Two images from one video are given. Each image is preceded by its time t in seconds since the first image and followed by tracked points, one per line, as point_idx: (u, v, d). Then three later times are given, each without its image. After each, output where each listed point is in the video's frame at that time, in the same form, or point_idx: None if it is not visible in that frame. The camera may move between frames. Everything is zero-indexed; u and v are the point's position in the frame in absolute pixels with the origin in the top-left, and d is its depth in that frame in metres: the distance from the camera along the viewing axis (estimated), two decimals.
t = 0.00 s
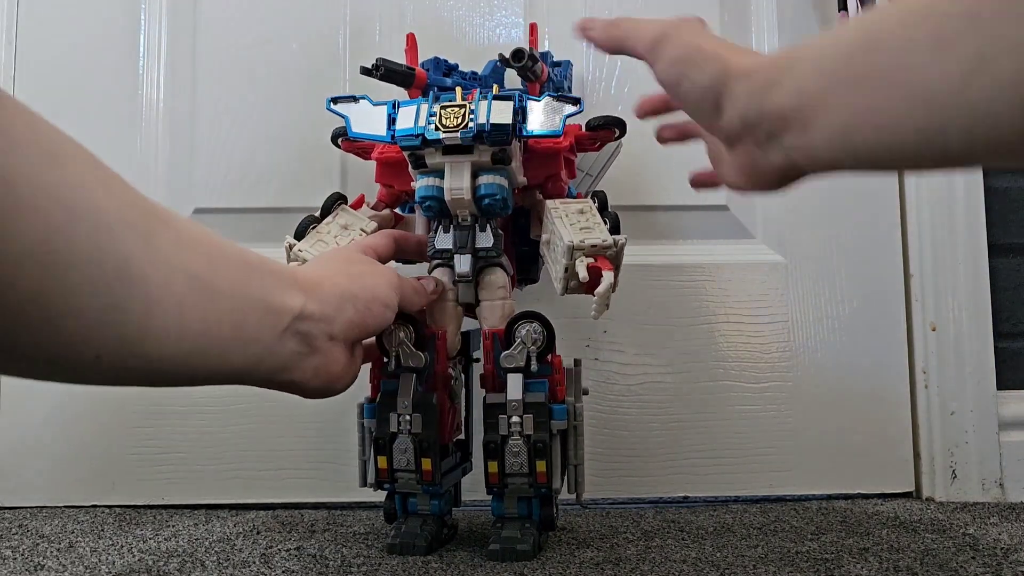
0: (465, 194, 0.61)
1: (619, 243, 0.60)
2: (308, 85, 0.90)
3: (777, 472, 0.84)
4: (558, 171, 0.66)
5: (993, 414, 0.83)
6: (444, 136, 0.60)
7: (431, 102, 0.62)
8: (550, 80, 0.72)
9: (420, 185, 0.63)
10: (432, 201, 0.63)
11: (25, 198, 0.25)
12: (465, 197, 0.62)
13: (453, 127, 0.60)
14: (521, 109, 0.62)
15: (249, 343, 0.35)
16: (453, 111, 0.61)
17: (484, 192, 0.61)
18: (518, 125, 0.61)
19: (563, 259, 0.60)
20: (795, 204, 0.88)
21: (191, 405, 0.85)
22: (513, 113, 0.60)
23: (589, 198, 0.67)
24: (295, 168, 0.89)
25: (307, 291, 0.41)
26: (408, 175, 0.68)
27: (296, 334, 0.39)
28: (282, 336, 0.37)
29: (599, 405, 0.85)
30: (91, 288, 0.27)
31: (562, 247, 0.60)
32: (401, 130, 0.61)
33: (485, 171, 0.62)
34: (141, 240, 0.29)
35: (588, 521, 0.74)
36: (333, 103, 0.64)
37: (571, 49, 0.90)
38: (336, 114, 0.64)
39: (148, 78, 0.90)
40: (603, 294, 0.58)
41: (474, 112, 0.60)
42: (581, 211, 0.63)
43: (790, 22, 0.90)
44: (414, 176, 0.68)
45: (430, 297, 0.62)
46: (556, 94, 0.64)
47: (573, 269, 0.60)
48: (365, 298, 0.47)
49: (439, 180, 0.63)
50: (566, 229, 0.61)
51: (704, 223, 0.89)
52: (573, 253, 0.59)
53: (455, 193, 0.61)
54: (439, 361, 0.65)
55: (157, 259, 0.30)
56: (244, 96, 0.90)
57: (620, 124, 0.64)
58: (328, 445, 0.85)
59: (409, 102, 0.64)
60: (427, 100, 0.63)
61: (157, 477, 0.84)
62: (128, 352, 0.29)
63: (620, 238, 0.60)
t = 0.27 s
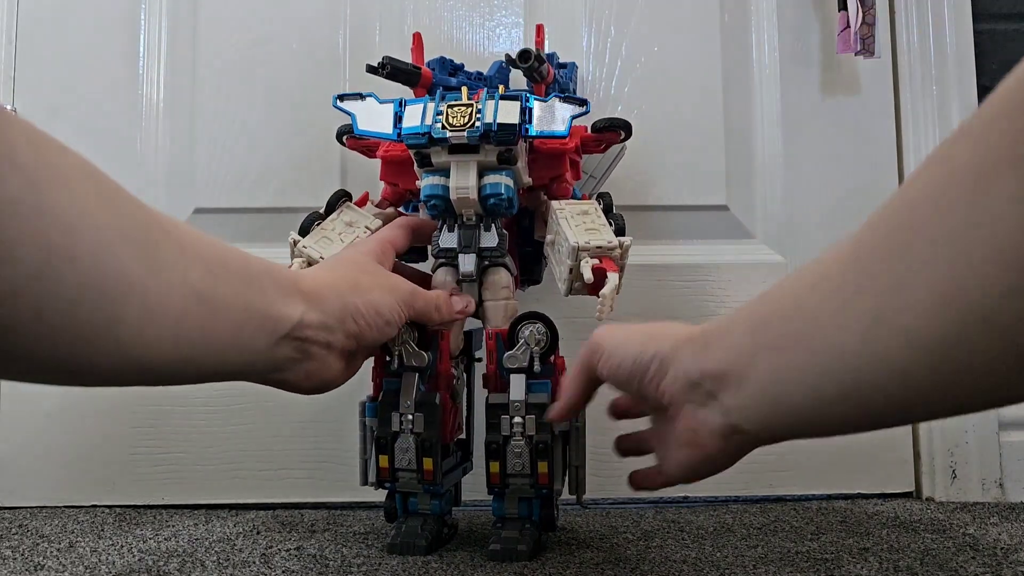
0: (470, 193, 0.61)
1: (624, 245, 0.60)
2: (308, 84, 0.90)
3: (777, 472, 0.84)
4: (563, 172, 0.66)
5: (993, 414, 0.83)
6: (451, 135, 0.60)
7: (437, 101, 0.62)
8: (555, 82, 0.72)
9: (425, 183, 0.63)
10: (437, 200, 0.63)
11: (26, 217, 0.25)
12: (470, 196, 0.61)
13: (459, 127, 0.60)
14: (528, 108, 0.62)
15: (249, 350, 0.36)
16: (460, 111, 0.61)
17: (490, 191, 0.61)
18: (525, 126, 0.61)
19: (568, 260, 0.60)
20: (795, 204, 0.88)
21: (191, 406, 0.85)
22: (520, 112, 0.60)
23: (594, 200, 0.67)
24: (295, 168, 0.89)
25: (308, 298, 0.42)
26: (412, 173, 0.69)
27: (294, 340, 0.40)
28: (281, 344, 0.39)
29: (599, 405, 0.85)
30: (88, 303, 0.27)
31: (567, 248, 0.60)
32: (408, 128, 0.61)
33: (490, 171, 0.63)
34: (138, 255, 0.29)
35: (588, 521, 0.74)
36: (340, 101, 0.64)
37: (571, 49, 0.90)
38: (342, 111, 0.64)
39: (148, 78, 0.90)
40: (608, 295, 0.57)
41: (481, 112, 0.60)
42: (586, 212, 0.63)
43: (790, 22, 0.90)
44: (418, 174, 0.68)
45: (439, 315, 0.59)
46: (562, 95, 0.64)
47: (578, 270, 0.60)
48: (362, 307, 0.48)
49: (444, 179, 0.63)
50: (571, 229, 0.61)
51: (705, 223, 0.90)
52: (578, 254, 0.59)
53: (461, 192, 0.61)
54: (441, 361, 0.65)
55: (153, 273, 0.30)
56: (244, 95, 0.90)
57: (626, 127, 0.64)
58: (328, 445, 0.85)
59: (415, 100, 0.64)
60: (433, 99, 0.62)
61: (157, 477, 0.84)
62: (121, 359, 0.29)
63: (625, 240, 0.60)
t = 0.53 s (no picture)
0: (473, 194, 0.61)
1: (625, 251, 0.60)
2: (308, 85, 0.90)
3: (778, 472, 0.84)
4: (564, 176, 0.66)
5: (993, 414, 0.83)
6: (455, 136, 0.60)
7: (443, 101, 0.62)
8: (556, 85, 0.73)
9: (427, 183, 0.63)
10: (440, 200, 0.62)
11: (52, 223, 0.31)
12: (473, 197, 0.61)
13: (464, 128, 0.59)
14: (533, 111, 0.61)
15: (264, 352, 0.43)
16: (465, 112, 0.60)
17: (493, 193, 0.62)
18: (529, 129, 0.61)
19: (569, 263, 0.60)
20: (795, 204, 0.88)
21: (191, 405, 0.85)
22: (524, 116, 0.60)
23: (596, 205, 0.67)
24: (294, 168, 0.89)
25: (315, 300, 0.47)
26: (414, 171, 0.68)
27: (304, 341, 0.46)
28: (292, 345, 0.45)
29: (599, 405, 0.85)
30: (107, 295, 0.33)
31: (568, 251, 0.60)
32: (412, 127, 0.61)
33: (493, 173, 0.63)
34: (147, 260, 0.35)
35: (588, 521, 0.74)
36: (344, 98, 0.64)
37: (571, 49, 0.89)
38: (346, 108, 0.64)
39: (148, 78, 0.90)
40: (608, 299, 0.57)
41: (487, 114, 0.60)
42: (587, 216, 0.64)
43: (790, 22, 0.90)
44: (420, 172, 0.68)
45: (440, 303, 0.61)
46: (566, 100, 0.64)
47: (578, 273, 0.60)
48: (370, 305, 0.52)
49: (447, 179, 0.63)
50: (573, 233, 0.61)
51: (705, 223, 0.90)
52: (579, 258, 0.59)
53: (465, 192, 0.61)
54: (440, 360, 0.66)
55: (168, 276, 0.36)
56: (244, 95, 0.90)
57: (628, 134, 0.64)
58: (328, 445, 0.85)
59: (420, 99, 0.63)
60: (439, 99, 0.62)
61: (157, 477, 0.84)
62: (136, 344, 0.35)
63: (626, 246, 0.60)
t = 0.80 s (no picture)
0: (480, 195, 0.61)
1: (630, 253, 0.60)
2: (308, 85, 0.90)
3: (778, 472, 0.85)
4: (569, 177, 0.66)
5: (993, 414, 0.83)
6: (462, 137, 0.60)
7: (450, 102, 0.62)
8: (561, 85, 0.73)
9: (433, 183, 0.63)
10: (446, 200, 0.62)
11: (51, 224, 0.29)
12: (479, 198, 0.61)
13: (472, 129, 0.59)
14: (539, 113, 0.62)
15: (270, 355, 0.41)
16: (473, 112, 0.60)
17: (499, 194, 0.61)
18: (536, 131, 0.61)
19: (574, 265, 0.60)
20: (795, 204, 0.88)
21: (191, 405, 0.85)
22: (531, 118, 0.60)
23: (601, 206, 0.67)
24: (295, 168, 0.89)
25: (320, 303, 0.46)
26: (418, 172, 0.68)
27: (309, 344, 0.44)
28: (297, 348, 0.43)
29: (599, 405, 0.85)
30: (111, 299, 0.31)
31: (574, 253, 0.60)
32: (419, 128, 0.60)
33: (500, 173, 0.63)
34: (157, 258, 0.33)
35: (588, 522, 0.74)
36: (351, 97, 0.64)
37: (572, 48, 0.89)
38: (353, 108, 0.64)
39: (148, 77, 0.90)
40: (614, 302, 0.57)
41: (494, 115, 0.60)
42: (591, 218, 0.64)
43: (790, 22, 0.90)
44: (425, 173, 0.68)
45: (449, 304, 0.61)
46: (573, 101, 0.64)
47: (584, 275, 0.60)
48: (373, 308, 0.52)
49: (453, 180, 0.63)
50: (578, 235, 0.61)
51: (705, 223, 0.90)
52: (584, 260, 0.59)
53: (471, 193, 0.61)
54: (445, 360, 0.65)
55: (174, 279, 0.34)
56: (244, 95, 0.90)
57: (632, 135, 0.65)
58: (328, 446, 0.85)
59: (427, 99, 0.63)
60: (446, 100, 0.62)
61: (157, 477, 0.84)
62: (141, 347, 0.33)
63: (631, 248, 0.60)
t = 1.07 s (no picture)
0: (479, 198, 0.61)
1: (628, 254, 0.61)
2: (308, 85, 0.90)
3: (777, 472, 0.84)
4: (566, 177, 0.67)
5: (993, 414, 0.83)
6: (462, 140, 0.60)
7: (448, 105, 0.61)
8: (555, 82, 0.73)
9: (431, 185, 0.63)
10: (446, 202, 0.62)
11: (70, 224, 0.28)
12: (478, 201, 0.61)
13: (471, 132, 0.60)
14: (538, 116, 0.62)
15: (284, 358, 0.40)
16: (472, 115, 0.60)
17: (497, 197, 0.61)
18: (534, 134, 0.61)
19: (573, 268, 0.60)
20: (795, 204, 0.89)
21: (192, 405, 0.85)
22: (530, 120, 0.60)
23: (597, 208, 0.67)
24: (295, 168, 0.89)
25: (330, 309, 0.46)
26: (417, 171, 0.69)
27: (317, 350, 0.44)
28: (309, 353, 0.42)
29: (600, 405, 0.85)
30: (125, 301, 0.30)
31: (573, 256, 0.60)
32: (418, 131, 0.60)
33: (498, 176, 0.63)
34: (169, 264, 0.32)
35: (588, 521, 0.74)
36: (350, 98, 0.64)
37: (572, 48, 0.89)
38: (352, 109, 0.64)
39: (147, 77, 0.90)
40: (614, 305, 0.57)
41: (493, 117, 0.60)
42: (589, 220, 0.64)
43: (790, 23, 0.90)
44: (423, 173, 0.68)
45: (450, 304, 0.62)
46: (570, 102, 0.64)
47: (583, 278, 0.60)
48: (383, 309, 0.52)
49: (453, 182, 0.63)
50: (576, 237, 0.61)
51: (705, 223, 0.90)
52: (583, 263, 0.59)
53: (470, 196, 0.61)
54: (448, 359, 0.66)
55: (185, 281, 0.33)
56: (244, 95, 0.90)
57: (628, 135, 0.65)
58: (328, 445, 0.85)
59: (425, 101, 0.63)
60: (445, 102, 0.62)
61: (156, 477, 0.84)
62: (149, 351, 0.32)
63: (629, 250, 0.60)
